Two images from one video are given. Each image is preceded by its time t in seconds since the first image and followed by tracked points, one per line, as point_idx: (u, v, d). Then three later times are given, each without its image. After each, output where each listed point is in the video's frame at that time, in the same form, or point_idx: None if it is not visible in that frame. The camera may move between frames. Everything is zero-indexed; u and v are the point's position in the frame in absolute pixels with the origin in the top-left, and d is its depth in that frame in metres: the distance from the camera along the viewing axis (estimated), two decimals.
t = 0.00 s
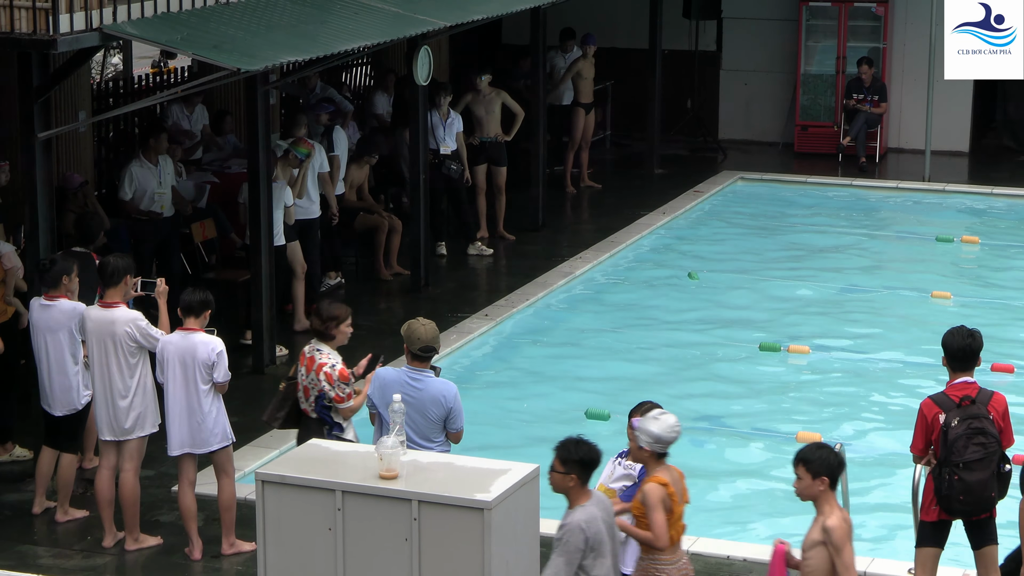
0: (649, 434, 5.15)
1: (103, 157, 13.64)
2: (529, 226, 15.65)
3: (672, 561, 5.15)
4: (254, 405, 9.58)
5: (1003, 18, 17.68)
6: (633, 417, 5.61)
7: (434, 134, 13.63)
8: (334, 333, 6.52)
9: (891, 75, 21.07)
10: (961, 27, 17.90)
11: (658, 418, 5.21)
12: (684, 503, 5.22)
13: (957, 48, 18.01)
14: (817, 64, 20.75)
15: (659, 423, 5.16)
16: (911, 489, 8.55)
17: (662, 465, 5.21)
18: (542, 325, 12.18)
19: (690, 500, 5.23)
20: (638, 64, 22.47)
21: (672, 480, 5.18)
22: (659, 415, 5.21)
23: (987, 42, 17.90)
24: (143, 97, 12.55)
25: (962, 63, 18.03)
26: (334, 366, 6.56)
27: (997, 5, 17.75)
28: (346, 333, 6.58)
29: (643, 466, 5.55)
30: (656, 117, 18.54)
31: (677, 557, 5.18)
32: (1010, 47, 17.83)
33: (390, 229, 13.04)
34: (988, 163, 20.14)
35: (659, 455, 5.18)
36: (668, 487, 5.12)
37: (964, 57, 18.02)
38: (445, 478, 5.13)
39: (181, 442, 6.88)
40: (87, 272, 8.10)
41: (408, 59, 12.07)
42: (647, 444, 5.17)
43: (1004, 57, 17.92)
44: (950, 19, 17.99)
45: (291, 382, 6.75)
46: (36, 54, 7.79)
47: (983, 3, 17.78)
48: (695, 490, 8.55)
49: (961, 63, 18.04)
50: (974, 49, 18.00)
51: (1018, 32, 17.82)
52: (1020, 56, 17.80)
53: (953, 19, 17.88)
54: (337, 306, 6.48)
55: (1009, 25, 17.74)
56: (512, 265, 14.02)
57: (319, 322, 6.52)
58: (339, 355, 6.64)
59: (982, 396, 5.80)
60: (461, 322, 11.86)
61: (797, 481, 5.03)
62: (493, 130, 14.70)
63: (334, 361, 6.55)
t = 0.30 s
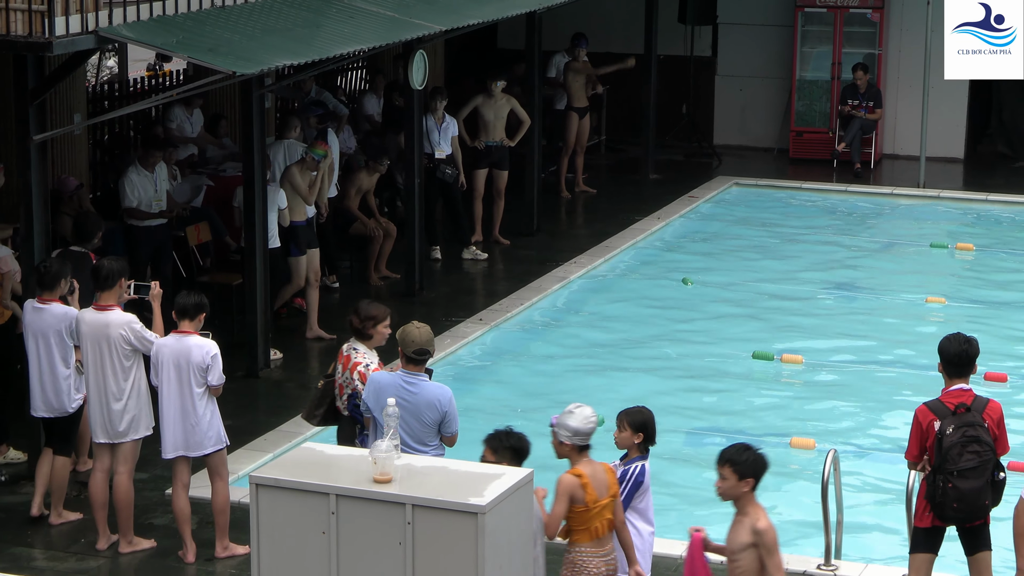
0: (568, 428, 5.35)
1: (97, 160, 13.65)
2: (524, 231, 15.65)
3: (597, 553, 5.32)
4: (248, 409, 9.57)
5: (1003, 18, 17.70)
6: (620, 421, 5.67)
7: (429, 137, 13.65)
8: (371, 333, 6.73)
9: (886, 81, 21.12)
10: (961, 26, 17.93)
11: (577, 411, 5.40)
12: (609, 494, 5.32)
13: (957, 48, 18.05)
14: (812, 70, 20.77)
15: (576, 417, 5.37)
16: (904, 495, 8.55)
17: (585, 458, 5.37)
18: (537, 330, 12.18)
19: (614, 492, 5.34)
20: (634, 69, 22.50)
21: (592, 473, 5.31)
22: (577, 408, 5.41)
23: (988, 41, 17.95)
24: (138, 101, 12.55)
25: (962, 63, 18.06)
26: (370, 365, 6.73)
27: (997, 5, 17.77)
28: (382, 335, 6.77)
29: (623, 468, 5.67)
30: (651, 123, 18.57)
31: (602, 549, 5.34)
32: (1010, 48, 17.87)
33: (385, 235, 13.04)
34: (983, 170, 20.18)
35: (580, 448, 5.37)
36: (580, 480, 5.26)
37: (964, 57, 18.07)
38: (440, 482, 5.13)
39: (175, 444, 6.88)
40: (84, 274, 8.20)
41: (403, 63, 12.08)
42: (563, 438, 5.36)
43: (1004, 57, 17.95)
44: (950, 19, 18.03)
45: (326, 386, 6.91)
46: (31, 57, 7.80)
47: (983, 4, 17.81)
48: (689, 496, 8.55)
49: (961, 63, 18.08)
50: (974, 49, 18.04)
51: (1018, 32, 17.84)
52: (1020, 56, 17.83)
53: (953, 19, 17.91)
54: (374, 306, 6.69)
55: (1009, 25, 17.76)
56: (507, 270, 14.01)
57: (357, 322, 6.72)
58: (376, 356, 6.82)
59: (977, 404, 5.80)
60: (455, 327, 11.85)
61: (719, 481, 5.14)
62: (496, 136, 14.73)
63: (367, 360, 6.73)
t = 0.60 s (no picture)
0: (501, 413, 5.60)
1: (95, 163, 13.64)
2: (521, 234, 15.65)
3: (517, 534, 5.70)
4: (246, 413, 9.56)
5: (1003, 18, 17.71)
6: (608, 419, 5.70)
7: (427, 141, 13.64)
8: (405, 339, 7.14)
9: (884, 85, 21.16)
10: (961, 26, 17.95)
11: (511, 398, 5.64)
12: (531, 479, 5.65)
13: (957, 48, 18.09)
14: (810, 74, 20.83)
15: (510, 403, 5.60)
16: (900, 499, 8.58)
17: (512, 444, 5.65)
18: (534, 333, 12.19)
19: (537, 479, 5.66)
20: (632, 73, 22.52)
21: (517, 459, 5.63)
22: (512, 395, 5.65)
23: (988, 42, 17.97)
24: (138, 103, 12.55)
25: (962, 63, 18.09)
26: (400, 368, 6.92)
27: (997, 5, 17.79)
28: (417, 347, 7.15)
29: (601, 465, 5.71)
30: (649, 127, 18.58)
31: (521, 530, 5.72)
32: (1010, 48, 17.92)
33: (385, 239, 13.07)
34: (980, 174, 20.21)
35: (509, 433, 5.62)
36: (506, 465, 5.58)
37: (964, 57, 18.08)
38: (437, 485, 5.13)
39: (173, 446, 6.89)
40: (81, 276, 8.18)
41: (402, 66, 12.08)
42: (495, 423, 5.62)
43: (1004, 57, 17.97)
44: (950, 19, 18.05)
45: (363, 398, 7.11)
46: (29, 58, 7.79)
47: (983, 4, 17.83)
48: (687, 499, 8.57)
49: (961, 63, 18.11)
50: (974, 49, 18.06)
51: (1018, 32, 17.87)
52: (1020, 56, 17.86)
53: (953, 19, 17.93)
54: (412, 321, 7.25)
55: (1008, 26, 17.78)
56: (504, 273, 14.02)
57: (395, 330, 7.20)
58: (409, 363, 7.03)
59: (975, 407, 5.82)
60: (452, 330, 11.86)
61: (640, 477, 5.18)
62: (501, 140, 14.81)
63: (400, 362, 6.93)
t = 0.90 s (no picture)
0: (433, 408, 5.94)
1: (93, 166, 13.64)
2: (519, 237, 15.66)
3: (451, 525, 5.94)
4: (244, 416, 9.56)
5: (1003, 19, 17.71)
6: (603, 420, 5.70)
7: (425, 144, 13.58)
8: (456, 338, 6.60)
9: (882, 88, 21.18)
10: (961, 27, 17.95)
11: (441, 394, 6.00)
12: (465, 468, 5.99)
13: (957, 48, 18.09)
14: (807, 78, 20.87)
15: (440, 398, 5.96)
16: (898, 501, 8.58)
17: (442, 437, 5.99)
18: (532, 336, 12.20)
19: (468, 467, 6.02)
20: (630, 76, 22.54)
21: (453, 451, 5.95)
22: (441, 391, 6.02)
23: (988, 42, 17.99)
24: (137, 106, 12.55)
25: (962, 63, 18.11)
26: (441, 370, 6.59)
27: (997, 5, 17.79)
28: (469, 344, 6.61)
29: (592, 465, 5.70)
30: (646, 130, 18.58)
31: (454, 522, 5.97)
32: (1010, 48, 17.95)
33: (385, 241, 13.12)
34: (978, 177, 20.23)
35: (439, 428, 5.97)
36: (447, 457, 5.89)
37: (964, 57, 18.10)
38: (435, 488, 5.13)
39: (170, 449, 6.88)
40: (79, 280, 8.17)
41: (400, 69, 12.09)
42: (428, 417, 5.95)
43: (1004, 57, 18.01)
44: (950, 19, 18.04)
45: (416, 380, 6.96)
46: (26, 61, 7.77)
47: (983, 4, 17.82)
48: (685, 502, 8.57)
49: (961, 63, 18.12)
50: (974, 49, 18.08)
51: (1018, 32, 17.89)
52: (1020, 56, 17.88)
53: (953, 19, 17.92)
54: (467, 314, 6.56)
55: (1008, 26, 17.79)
56: (503, 276, 14.02)
57: (446, 325, 6.58)
58: (457, 362, 6.69)
59: (973, 410, 5.84)
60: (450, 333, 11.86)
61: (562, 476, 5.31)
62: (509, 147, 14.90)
63: (442, 364, 6.60)
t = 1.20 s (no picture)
0: (357, 393, 5.97)
1: (91, 166, 13.66)
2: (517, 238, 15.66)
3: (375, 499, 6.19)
4: (241, 417, 9.56)
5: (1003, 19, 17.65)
6: (591, 419, 5.69)
7: (423, 145, 13.58)
8: (508, 351, 6.34)
9: (880, 89, 21.19)
10: (961, 26, 17.93)
11: (368, 378, 6.01)
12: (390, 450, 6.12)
13: (957, 48, 18.10)
14: (805, 78, 20.85)
15: (365, 382, 5.99)
16: (897, 502, 8.57)
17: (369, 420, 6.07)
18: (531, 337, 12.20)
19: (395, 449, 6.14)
20: (627, 77, 22.55)
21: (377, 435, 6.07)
22: (369, 375, 6.02)
23: (988, 41, 18.03)
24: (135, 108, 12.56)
25: (961, 63, 18.17)
26: (488, 382, 6.36)
27: (997, 5, 17.68)
28: (520, 356, 6.35)
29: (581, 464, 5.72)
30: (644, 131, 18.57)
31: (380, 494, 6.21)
32: (1009, 47, 18.00)
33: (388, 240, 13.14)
34: (976, 177, 20.23)
35: (366, 411, 6.03)
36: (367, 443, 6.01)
37: (964, 57, 18.14)
38: (433, 489, 5.13)
39: (169, 450, 6.88)
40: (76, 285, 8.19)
41: (397, 70, 12.08)
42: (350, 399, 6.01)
43: (1004, 57, 18.10)
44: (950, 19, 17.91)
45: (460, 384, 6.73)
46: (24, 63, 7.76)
47: (983, 3, 17.75)
48: (684, 503, 8.56)
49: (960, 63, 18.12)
50: (974, 49, 18.12)
51: (1018, 32, 17.89)
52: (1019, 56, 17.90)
53: (953, 19, 17.87)
54: (519, 325, 6.35)
55: (1009, 26, 17.76)
56: (502, 277, 14.02)
57: (497, 335, 6.33)
58: (504, 373, 6.43)
59: (972, 409, 5.85)
60: (448, 334, 11.87)
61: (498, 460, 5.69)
62: (526, 148, 14.78)
63: (488, 375, 6.36)
